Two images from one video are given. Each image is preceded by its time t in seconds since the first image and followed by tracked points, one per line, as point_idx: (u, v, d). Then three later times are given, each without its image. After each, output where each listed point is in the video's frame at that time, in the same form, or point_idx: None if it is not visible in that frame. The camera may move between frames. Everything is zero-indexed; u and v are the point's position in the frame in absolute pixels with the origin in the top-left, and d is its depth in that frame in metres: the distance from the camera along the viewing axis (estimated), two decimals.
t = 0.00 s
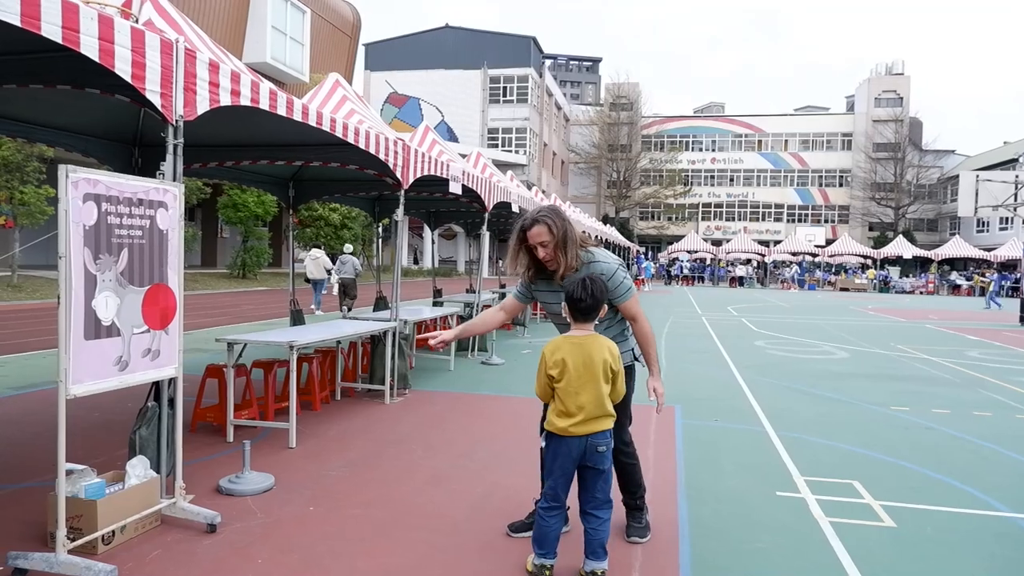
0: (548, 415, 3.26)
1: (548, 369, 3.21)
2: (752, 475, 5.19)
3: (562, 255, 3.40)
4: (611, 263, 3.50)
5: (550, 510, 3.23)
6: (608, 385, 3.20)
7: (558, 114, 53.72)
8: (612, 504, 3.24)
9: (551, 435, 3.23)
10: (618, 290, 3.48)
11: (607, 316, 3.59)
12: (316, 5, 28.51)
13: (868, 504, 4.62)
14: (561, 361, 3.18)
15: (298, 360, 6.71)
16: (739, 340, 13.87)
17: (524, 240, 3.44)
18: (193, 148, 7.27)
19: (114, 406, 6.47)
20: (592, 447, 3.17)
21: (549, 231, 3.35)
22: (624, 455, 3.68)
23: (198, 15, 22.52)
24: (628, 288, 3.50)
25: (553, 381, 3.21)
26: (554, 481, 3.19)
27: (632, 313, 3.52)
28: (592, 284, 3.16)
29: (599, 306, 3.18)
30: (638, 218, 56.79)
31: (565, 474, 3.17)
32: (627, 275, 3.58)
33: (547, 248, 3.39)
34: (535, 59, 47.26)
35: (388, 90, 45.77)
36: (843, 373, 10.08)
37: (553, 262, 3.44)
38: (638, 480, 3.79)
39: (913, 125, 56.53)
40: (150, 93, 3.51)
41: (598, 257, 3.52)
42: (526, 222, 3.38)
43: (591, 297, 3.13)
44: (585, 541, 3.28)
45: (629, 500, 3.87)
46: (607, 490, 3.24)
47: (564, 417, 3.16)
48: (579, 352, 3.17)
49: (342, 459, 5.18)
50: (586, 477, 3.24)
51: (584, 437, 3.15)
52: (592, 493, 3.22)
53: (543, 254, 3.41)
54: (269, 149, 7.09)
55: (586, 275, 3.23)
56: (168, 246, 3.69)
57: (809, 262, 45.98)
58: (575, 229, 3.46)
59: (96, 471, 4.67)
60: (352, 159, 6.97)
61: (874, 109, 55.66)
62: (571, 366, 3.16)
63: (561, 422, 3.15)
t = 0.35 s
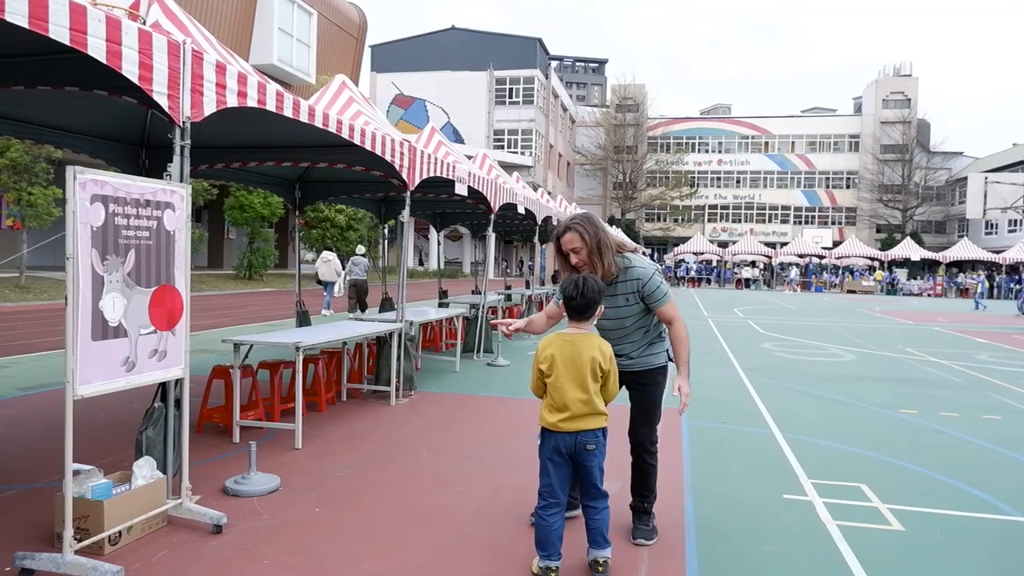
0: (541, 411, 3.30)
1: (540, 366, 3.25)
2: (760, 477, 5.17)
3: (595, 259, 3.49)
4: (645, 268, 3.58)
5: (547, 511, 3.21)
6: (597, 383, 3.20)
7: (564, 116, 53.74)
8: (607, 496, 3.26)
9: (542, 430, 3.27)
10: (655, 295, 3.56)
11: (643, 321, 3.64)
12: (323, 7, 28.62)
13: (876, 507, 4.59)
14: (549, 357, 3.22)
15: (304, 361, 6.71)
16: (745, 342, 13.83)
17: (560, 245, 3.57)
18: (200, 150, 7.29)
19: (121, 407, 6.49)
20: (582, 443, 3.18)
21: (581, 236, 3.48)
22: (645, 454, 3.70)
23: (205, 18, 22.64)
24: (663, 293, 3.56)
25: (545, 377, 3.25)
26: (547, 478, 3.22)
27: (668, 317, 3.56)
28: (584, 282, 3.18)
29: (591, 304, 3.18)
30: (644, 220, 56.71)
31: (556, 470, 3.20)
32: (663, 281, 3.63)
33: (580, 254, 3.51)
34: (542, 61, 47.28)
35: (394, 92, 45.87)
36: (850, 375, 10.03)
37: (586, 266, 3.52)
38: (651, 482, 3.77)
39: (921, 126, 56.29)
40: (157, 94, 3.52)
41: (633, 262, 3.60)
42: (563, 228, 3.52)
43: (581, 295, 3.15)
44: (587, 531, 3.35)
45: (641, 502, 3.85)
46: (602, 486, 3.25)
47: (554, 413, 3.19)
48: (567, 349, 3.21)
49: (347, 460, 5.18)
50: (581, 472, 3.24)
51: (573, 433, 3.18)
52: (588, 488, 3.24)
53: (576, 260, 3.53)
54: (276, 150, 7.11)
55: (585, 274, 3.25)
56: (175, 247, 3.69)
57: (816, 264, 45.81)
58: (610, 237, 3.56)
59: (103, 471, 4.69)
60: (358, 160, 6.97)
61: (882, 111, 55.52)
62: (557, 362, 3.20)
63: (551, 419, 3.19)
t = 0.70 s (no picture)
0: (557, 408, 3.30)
1: (557, 364, 3.25)
2: (764, 476, 5.16)
3: (597, 259, 3.48)
4: (645, 268, 3.59)
5: (560, 501, 3.26)
6: (615, 380, 3.20)
7: (568, 115, 53.66)
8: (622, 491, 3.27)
9: (559, 427, 3.28)
10: (653, 293, 3.57)
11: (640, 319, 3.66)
12: (326, 6, 28.63)
13: (881, 507, 4.57)
14: (567, 356, 3.22)
15: (308, 360, 6.72)
16: (750, 341, 13.80)
17: (561, 245, 3.55)
18: (205, 149, 7.29)
19: (126, 406, 6.50)
20: (600, 438, 3.19)
21: (584, 236, 3.47)
22: (647, 444, 3.73)
23: (210, 18, 22.70)
24: (661, 291, 3.58)
25: (562, 375, 3.25)
26: (562, 472, 3.24)
27: (665, 315, 3.59)
28: (597, 282, 3.18)
29: (604, 302, 3.20)
30: (648, 219, 56.64)
31: (573, 465, 3.22)
32: (661, 280, 3.65)
33: (582, 254, 3.50)
34: (546, 60, 47.24)
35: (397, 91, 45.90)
36: (854, 374, 10.01)
37: (587, 266, 3.52)
38: (654, 478, 3.78)
39: (927, 125, 56.07)
40: (161, 94, 3.52)
41: (633, 262, 3.61)
42: (565, 228, 3.50)
43: (595, 294, 3.16)
44: (593, 527, 3.36)
45: (645, 498, 3.84)
46: (617, 480, 3.26)
47: (572, 410, 3.20)
48: (585, 347, 3.20)
49: (351, 459, 5.18)
50: (596, 468, 3.26)
51: (590, 429, 3.19)
52: (602, 482, 3.25)
53: (578, 260, 3.52)
54: (279, 150, 7.10)
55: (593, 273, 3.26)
56: (179, 246, 3.70)
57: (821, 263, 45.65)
58: (611, 237, 3.56)
59: (108, 470, 4.70)
60: (362, 159, 6.97)
61: (887, 109, 55.34)
62: (576, 361, 3.20)
63: (569, 416, 3.20)
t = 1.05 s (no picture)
0: (547, 406, 3.28)
1: (552, 363, 3.22)
2: (765, 474, 5.16)
3: (587, 257, 3.49)
4: (632, 266, 3.62)
5: (555, 499, 3.26)
6: (607, 377, 3.26)
7: (568, 112, 53.63)
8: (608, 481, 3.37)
9: (551, 425, 3.26)
10: (640, 291, 3.61)
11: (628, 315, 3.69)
12: (326, 3, 28.61)
13: (881, 505, 4.57)
14: (565, 355, 3.20)
15: (309, 357, 6.71)
16: (750, 339, 13.80)
17: (552, 244, 3.54)
18: (205, 146, 7.27)
19: (126, 404, 6.49)
20: (593, 433, 3.24)
21: (574, 235, 3.47)
22: (637, 436, 3.75)
23: (211, 16, 22.70)
24: (647, 289, 3.62)
25: (556, 374, 3.23)
26: (557, 469, 3.24)
27: (652, 312, 3.62)
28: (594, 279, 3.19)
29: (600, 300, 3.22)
30: (648, 217, 56.65)
31: (566, 461, 3.24)
32: (647, 278, 3.69)
33: (572, 253, 3.49)
34: (546, 58, 47.22)
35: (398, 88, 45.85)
36: (854, 372, 10.01)
37: (578, 265, 3.52)
38: (645, 469, 3.83)
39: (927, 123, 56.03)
40: (160, 91, 3.51)
41: (620, 261, 3.64)
42: (555, 227, 3.50)
43: (593, 292, 3.16)
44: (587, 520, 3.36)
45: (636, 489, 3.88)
46: (603, 471, 3.35)
47: (568, 408, 3.19)
48: (583, 346, 3.21)
49: (351, 457, 5.17)
50: (585, 461, 3.32)
51: (585, 426, 3.21)
52: (590, 474, 3.32)
53: (569, 259, 3.51)
54: (278, 147, 7.08)
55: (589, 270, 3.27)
56: (179, 244, 3.69)
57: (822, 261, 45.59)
58: (599, 236, 3.58)
59: (107, 468, 4.69)
60: (362, 157, 6.97)
61: (887, 108, 55.32)
62: (575, 360, 3.19)
63: (566, 414, 3.19)
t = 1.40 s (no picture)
0: (544, 402, 3.26)
1: (552, 359, 3.20)
2: (765, 473, 5.16)
3: (581, 253, 3.50)
4: (629, 261, 3.62)
5: (553, 496, 3.27)
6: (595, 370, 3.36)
7: (568, 111, 53.60)
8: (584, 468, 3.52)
9: (549, 421, 3.25)
10: (637, 286, 3.60)
11: (625, 311, 3.69)
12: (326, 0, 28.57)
13: (881, 503, 4.57)
14: (565, 350, 3.21)
15: (309, 354, 6.71)
16: (750, 338, 13.81)
17: (547, 239, 3.56)
18: (206, 143, 7.27)
19: (126, 400, 6.50)
20: (586, 426, 3.33)
21: (568, 230, 3.48)
22: (632, 436, 3.79)
23: (210, 13, 22.70)
24: (645, 285, 3.61)
25: (555, 370, 3.21)
26: (556, 465, 3.25)
27: (649, 309, 3.62)
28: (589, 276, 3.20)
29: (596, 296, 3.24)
30: (648, 215, 56.63)
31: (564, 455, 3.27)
32: (645, 274, 3.68)
33: (567, 248, 3.51)
34: (546, 56, 47.19)
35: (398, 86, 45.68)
36: (854, 371, 10.00)
37: (572, 260, 3.53)
38: (637, 466, 3.88)
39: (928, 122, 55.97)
40: (161, 87, 3.50)
41: (617, 256, 3.63)
42: (550, 222, 3.51)
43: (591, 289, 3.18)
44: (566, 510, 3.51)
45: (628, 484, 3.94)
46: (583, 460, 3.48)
47: (568, 403, 3.22)
48: (580, 341, 3.26)
49: (351, 454, 5.17)
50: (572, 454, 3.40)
51: (582, 420, 3.28)
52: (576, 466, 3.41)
53: (563, 254, 3.53)
54: (278, 145, 7.07)
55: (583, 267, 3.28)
56: (179, 240, 3.69)
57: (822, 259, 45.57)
58: (595, 231, 3.58)
59: (107, 464, 4.70)
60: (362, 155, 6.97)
61: (887, 107, 55.29)
62: (575, 355, 3.22)
63: (566, 409, 3.21)
